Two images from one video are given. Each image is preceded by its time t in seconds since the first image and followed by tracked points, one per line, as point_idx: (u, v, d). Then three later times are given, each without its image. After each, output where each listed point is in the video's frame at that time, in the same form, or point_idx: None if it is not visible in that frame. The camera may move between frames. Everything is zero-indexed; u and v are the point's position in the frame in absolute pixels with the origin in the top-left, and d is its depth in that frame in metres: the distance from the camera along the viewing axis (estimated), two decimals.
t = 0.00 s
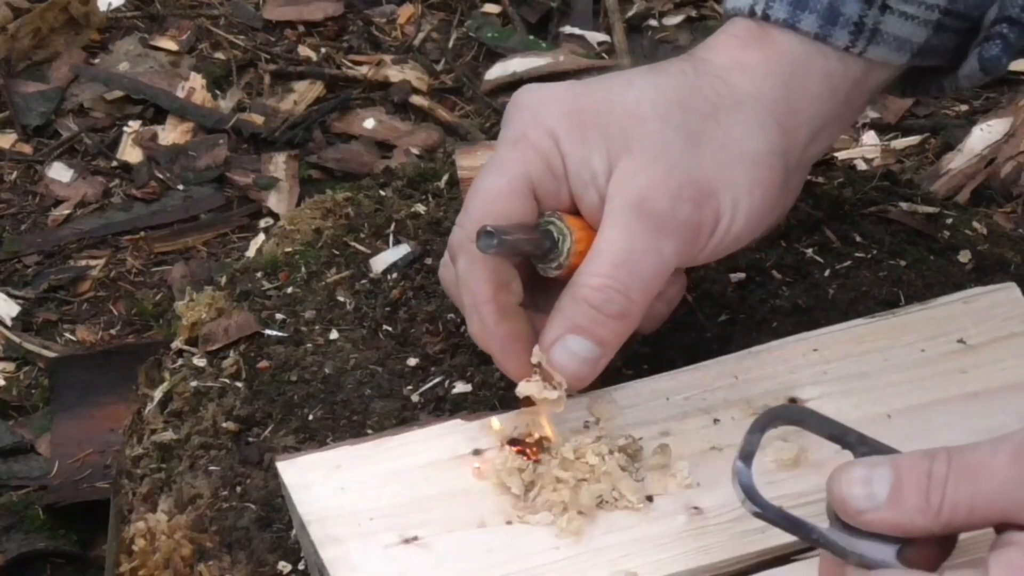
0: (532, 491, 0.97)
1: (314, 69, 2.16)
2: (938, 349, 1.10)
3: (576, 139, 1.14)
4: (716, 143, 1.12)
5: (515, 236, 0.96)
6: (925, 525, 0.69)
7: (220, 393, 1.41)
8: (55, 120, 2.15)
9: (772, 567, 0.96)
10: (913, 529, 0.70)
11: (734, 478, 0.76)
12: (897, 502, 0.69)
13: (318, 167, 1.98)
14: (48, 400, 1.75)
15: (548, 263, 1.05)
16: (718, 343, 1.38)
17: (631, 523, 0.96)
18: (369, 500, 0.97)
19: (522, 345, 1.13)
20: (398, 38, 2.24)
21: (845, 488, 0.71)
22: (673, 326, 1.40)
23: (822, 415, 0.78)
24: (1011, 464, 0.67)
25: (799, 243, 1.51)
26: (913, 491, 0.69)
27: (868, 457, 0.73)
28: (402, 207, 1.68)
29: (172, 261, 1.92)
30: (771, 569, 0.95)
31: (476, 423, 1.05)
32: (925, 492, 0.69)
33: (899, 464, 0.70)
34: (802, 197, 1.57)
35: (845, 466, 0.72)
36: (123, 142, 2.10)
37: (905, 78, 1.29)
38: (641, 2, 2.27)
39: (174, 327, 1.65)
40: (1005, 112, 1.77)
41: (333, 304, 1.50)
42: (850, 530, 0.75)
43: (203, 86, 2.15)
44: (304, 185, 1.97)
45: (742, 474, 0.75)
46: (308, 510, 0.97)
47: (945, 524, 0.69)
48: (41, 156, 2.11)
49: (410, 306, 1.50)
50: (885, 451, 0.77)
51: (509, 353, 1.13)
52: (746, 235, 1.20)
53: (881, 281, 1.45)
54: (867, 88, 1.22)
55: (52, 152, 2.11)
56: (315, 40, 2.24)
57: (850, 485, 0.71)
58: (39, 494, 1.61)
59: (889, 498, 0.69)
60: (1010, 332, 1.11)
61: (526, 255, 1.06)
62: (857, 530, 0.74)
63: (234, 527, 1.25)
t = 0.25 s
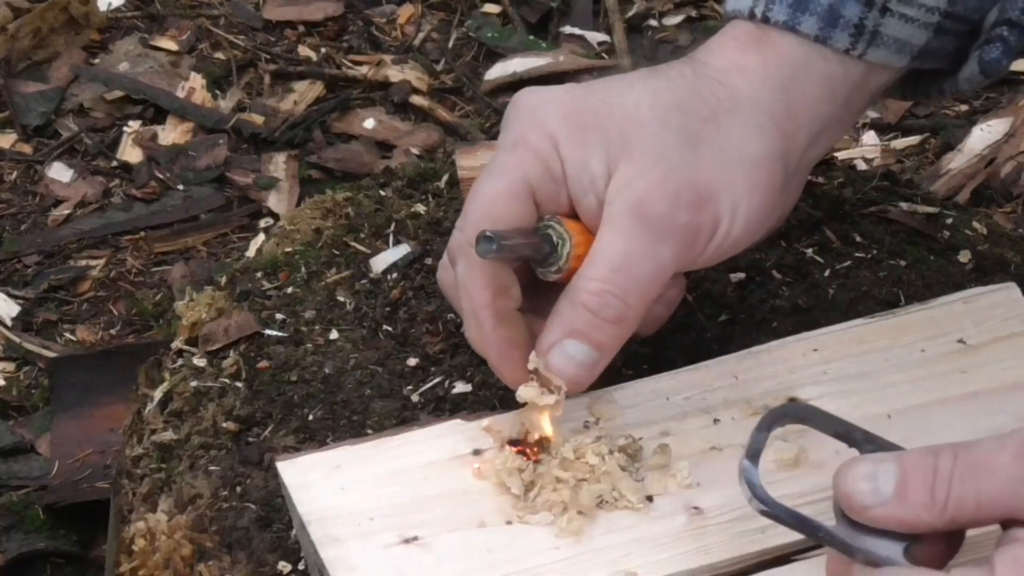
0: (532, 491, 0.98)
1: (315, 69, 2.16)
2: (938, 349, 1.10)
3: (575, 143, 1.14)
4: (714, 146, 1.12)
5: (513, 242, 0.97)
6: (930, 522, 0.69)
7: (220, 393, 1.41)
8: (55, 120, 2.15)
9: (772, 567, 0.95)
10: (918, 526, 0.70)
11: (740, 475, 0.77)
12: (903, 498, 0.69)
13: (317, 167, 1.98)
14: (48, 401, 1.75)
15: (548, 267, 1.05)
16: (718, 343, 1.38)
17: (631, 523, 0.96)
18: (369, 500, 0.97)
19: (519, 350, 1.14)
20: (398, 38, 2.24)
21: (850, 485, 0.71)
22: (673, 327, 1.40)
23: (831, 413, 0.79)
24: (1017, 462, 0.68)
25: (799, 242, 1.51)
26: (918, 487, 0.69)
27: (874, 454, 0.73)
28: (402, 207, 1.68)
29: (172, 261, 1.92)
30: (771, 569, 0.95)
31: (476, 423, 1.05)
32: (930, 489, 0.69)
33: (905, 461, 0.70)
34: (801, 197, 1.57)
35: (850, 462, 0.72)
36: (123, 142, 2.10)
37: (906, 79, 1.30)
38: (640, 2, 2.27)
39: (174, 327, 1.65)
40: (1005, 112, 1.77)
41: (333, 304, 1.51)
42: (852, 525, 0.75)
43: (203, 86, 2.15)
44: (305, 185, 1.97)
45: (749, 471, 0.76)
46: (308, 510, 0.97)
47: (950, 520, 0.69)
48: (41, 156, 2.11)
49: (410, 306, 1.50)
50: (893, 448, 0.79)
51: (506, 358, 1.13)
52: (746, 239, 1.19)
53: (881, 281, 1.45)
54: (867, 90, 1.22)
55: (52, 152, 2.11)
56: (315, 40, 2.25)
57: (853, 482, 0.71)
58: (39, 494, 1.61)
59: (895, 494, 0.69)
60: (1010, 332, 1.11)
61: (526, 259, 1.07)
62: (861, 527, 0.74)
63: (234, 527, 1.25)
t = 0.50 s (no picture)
0: (532, 491, 0.98)
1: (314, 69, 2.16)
2: (938, 349, 1.10)
3: (572, 146, 1.14)
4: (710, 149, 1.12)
5: (511, 246, 0.97)
6: (942, 521, 0.70)
7: (220, 393, 1.41)
8: (55, 120, 2.15)
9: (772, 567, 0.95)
10: (930, 526, 0.70)
11: (753, 478, 0.77)
12: (914, 498, 0.69)
13: (317, 167, 1.98)
14: (48, 400, 1.75)
15: (547, 270, 1.05)
16: (718, 343, 1.38)
17: (631, 523, 0.96)
18: (370, 500, 0.97)
19: (517, 355, 1.14)
20: (398, 38, 2.24)
21: (862, 485, 0.72)
22: (673, 327, 1.40)
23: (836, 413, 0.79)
24: None
25: (799, 242, 1.51)
26: (929, 488, 0.69)
27: (886, 454, 0.74)
28: (402, 207, 1.68)
29: (172, 261, 1.92)
30: (771, 569, 0.95)
31: (476, 423, 1.05)
32: (941, 489, 0.69)
33: (916, 461, 0.70)
34: (801, 198, 1.57)
35: (861, 463, 0.72)
36: (123, 142, 2.10)
37: (905, 81, 1.29)
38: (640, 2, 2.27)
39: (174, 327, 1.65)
40: (1005, 112, 1.77)
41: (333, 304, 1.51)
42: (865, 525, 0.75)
43: (203, 86, 2.15)
44: (304, 185, 1.97)
45: (762, 474, 0.76)
46: (308, 510, 0.97)
47: (961, 520, 0.69)
48: (41, 156, 2.11)
49: (410, 305, 1.50)
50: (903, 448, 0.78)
51: (504, 362, 1.13)
52: (743, 242, 1.19)
53: (881, 281, 1.45)
54: (864, 93, 1.21)
55: (52, 152, 2.11)
56: (315, 40, 2.25)
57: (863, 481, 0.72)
58: (39, 494, 1.61)
59: (906, 493, 0.70)
60: (1010, 332, 1.11)
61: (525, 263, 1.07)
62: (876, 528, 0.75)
63: (234, 527, 1.25)
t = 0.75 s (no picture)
0: (532, 491, 0.98)
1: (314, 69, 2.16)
2: (938, 349, 1.10)
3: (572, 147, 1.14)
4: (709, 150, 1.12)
5: (509, 245, 0.97)
6: (950, 521, 0.70)
7: (220, 392, 1.41)
8: (55, 120, 2.15)
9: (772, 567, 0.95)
10: (938, 525, 0.70)
11: (761, 476, 0.76)
12: (923, 498, 0.69)
13: (317, 167, 1.99)
14: (48, 400, 1.75)
15: (547, 271, 1.06)
16: (718, 343, 1.38)
17: (631, 523, 0.96)
18: (370, 501, 0.97)
19: (514, 356, 1.13)
20: (398, 38, 2.24)
21: (871, 486, 0.71)
22: (673, 327, 1.40)
23: (846, 413, 0.79)
24: None
25: (799, 243, 1.51)
26: (939, 489, 0.69)
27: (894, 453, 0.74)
28: (402, 207, 1.68)
29: (172, 261, 1.92)
30: (771, 569, 0.95)
31: (476, 423, 1.05)
32: (950, 489, 0.69)
33: (925, 461, 0.70)
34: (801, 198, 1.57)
35: (869, 462, 0.72)
36: (123, 142, 2.10)
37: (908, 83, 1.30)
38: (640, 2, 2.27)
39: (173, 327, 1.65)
40: (1005, 112, 1.77)
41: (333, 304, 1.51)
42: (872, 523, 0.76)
43: (203, 86, 2.15)
44: (304, 185, 1.97)
45: (770, 473, 0.75)
46: (308, 510, 0.97)
47: (970, 520, 0.69)
48: (41, 156, 2.11)
49: (410, 305, 1.50)
50: (913, 447, 0.78)
51: (501, 362, 1.13)
52: (742, 243, 1.19)
53: (881, 281, 1.45)
54: (864, 95, 1.21)
55: (52, 152, 2.11)
56: (315, 40, 2.25)
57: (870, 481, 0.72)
58: (39, 494, 1.60)
59: (915, 494, 0.70)
60: (1011, 332, 1.11)
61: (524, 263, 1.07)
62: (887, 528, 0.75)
63: (234, 527, 1.25)
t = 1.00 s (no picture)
0: (532, 491, 0.98)
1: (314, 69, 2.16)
2: (938, 349, 1.10)
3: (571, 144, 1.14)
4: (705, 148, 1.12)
5: (510, 242, 0.97)
6: (952, 516, 0.70)
7: (220, 392, 1.41)
8: (55, 120, 2.15)
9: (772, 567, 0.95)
10: (941, 520, 0.71)
11: (765, 473, 0.76)
12: (926, 493, 0.70)
13: (317, 167, 1.99)
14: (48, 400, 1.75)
15: (546, 268, 1.06)
16: (719, 343, 1.38)
17: (632, 523, 0.96)
18: (370, 501, 0.97)
19: (511, 357, 1.13)
20: (398, 38, 2.24)
21: (873, 481, 0.72)
22: (673, 327, 1.40)
23: (854, 413, 0.78)
24: None
25: (799, 243, 1.51)
26: (941, 483, 0.69)
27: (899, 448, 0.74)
28: (402, 207, 1.68)
29: (172, 261, 1.92)
30: (771, 569, 0.95)
31: (477, 423, 1.05)
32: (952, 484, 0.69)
33: (928, 456, 0.70)
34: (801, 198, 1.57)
35: (872, 456, 0.73)
36: (123, 142, 2.10)
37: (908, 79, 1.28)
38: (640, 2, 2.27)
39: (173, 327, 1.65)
40: (1005, 112, 1.77)
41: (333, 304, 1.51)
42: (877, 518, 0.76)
43: (203, 86, 2.15)
44: (304, 185, 1.97)
45: (773, 470, 0.75)
46: (308, 510, 0.97)
47: (972, 515, 0.70)
48: (41, 156, 2.11)
49: (410, 306, 1.50)
50: (916, 442, 0.78)
51: (498, 363, 1.12)
52: (739, 240, 1.19)
53: (881, 281, 1.45)
54: (865, 94, 1.20)
55: (52, 152, 2.11)
56: (315, 40, 2.25)
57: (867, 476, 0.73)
58: (39, 494, 1.60)
59: (917, 488, 0.70)
60: (1011, 332, 1.11)
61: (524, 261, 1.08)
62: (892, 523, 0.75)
63: (234, 527, 1.25)
